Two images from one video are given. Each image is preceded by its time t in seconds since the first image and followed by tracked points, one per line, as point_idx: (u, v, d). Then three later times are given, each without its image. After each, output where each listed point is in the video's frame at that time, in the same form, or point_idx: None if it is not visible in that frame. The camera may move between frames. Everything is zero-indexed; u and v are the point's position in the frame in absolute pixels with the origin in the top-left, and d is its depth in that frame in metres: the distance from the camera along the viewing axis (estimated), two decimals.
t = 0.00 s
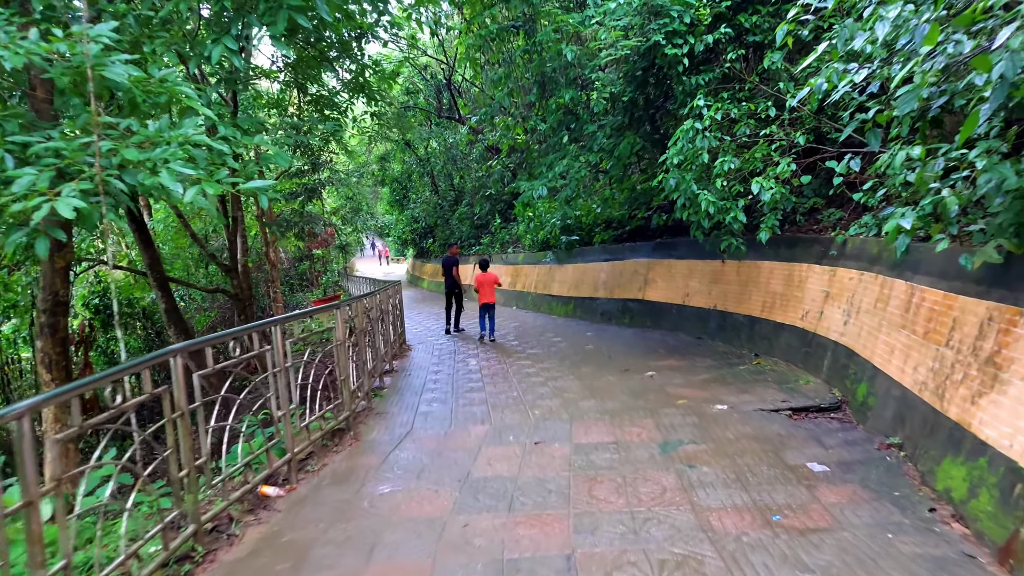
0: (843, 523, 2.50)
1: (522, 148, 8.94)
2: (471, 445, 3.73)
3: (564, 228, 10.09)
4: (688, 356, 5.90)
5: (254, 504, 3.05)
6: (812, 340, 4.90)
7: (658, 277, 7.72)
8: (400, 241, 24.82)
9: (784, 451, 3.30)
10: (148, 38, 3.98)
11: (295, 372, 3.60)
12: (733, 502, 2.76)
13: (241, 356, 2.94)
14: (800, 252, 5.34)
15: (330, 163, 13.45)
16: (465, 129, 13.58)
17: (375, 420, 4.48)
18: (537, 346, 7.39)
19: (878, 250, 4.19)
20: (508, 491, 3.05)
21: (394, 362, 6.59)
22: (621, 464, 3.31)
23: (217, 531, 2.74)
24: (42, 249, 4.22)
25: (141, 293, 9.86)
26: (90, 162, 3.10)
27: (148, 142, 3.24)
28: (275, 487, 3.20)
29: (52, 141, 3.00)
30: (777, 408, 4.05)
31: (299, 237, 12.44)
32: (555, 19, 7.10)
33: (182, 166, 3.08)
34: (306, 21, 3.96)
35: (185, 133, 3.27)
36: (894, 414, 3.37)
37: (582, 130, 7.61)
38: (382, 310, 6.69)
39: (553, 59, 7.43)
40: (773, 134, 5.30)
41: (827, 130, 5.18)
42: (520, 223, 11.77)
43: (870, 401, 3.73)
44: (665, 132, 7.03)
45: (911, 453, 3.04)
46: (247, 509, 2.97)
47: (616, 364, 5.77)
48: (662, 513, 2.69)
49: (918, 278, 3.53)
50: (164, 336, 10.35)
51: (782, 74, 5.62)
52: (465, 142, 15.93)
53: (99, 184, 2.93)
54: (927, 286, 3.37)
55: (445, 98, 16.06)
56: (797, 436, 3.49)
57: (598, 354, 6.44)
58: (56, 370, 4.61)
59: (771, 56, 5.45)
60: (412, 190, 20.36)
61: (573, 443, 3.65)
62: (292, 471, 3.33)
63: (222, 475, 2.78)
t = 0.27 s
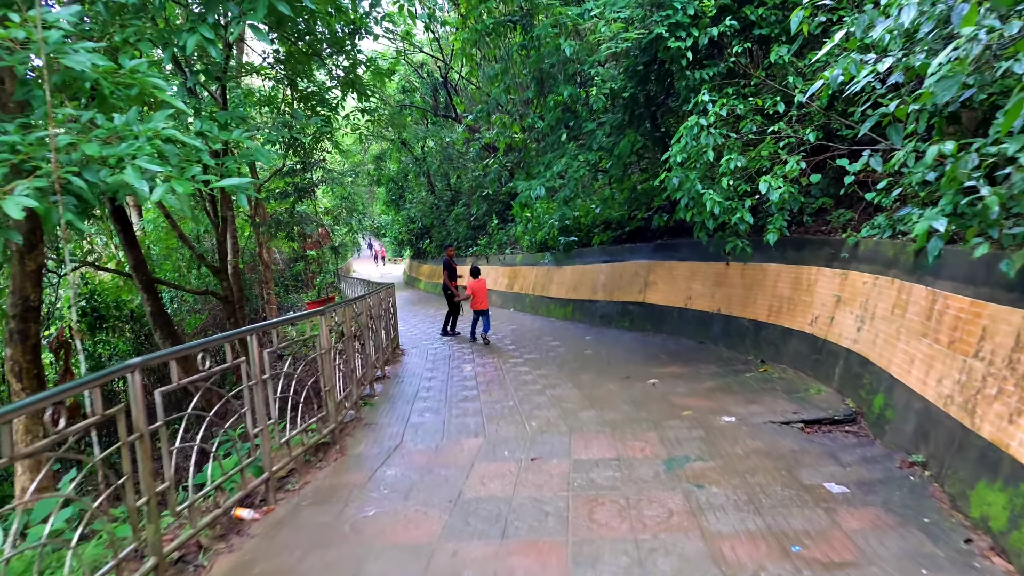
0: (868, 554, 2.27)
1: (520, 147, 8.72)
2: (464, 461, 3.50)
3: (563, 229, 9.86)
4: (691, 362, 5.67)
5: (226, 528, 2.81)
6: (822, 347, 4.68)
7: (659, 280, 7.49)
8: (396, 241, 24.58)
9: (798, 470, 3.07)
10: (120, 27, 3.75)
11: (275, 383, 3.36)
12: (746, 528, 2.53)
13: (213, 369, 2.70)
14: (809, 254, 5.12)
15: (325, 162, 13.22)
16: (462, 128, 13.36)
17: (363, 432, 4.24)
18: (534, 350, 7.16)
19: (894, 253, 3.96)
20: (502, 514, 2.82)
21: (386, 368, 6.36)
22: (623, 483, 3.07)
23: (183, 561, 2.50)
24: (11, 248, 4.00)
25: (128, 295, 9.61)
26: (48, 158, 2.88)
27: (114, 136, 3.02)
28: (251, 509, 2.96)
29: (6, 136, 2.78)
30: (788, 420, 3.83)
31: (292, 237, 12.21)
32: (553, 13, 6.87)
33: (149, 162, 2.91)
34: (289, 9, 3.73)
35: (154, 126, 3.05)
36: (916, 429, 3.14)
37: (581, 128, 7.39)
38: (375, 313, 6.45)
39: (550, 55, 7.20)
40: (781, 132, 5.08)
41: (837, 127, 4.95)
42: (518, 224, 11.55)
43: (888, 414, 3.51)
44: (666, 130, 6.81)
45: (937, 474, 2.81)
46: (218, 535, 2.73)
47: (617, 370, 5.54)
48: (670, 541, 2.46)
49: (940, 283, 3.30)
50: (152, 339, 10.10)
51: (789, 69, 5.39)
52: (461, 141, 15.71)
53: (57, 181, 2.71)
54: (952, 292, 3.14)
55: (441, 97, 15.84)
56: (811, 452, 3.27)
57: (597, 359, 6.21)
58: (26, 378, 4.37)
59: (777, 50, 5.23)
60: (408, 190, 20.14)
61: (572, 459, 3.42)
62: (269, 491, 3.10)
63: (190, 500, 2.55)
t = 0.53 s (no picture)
0: None
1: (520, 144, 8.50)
2: (462, 474, 3.28)
3: (563, 228, 9.64)
4: (699, 366, 5.45)
5: (203, 549, 2.59)
6: (838, 352, 4.46)
7: (663, 280, 7.28)
8: (394, 240, 24.35)
9: (822, 487, 2.85)
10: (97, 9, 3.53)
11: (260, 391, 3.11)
12: (772, 554, 2.31)
13: (189, 376, 2.46)
14: (823, 254, 4.90)
15: (321, 159, 12.99)
16: (460, 125, 13.15)
17: (355, 441, 4.02)
18: (535, 353, 6.94)
19: (917, 253, 3.75)
20: (504, 535, 2.60)
21: (382, 371, 6.13)
22: (633, 500, 2.85)
23: None
24: None
25: (118, 294, 9.37)
26: (12, 146, 2.67)
27: (85, 124, 2.81)
28: (232, 527, 2.73)
29: None
30: (806, 430, 3.61)
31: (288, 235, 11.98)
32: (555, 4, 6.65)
33: (122, 151, 2.69)
34: None
35: (129, 113, 2.84)
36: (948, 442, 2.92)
37: (583, 124, 7.18)
38: (370, 312, 6.21)
39: (552, 48, 6.99)
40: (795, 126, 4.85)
41: (853, 121, 4.73)
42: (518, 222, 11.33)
43: (914, 424, 3.29)
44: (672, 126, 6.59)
45: (976, 493, 2.59)
46: (193, 557, 2.51)
47: (621, 375, 5.33)
48: (688, 568, 2.24)
49: (972, 285, 3.09)
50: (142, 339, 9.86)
51: (802, 61, 5.17)
52: (460, 139, 15.50)
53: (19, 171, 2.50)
54: (986, 295, 2.92)
55: (440, 94, 15.61)
56: (834, 467, 3.05)
57: (600, 362, 5.99)
58: None
59: (789, 42, 4.99)
60: (405, 188, 19.91)
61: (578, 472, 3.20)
62: (253, 507, 2.87)
63: (162, 520, 2.32)
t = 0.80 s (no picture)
0: None
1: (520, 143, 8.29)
2: (463, 494, 3.06)
3: (564, 229, 9.43)
4: (707, 373, 5.24)
5: None
6: (856, 360, 4.26)
7: (667, 283, 7.06)
8: (390, 241, 24.11)
9: (853, 509, 2.64)
10: None
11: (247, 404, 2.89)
12: None
13: (165, 393, 2.23)
14: (838, 257, 4.70)
15: (316, 158, 12.76)
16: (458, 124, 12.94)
17: (349, 454, 3.79)
18: (536, 358, 6.73)
19: (944, 257, 3.54)
20: (510, 564, 2.38)
21: (377, 377, 5.91)
22: (649, 524, 2.63)
23: None
24: None
25: (107, 296, 9.12)
26: None
27: (55, 116, 2.60)
28: (213, 556, 2.51)
29: None
30: (829, 445, 3.39)
31: (282, 236, 11.75)
32: None
33: (93, 146, 2.48)
34: None
35: (104, 104, 2.63)
36: (989, 461, 2.70)
37: (586, 121, 6.97)
38: (366, 316, 5.98)
39: (554, 43, 6.78)
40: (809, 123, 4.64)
41: (870, 118, 4.52)
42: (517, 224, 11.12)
43: (944, 440, 3.08)
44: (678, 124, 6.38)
45: None
46: None
47: (627, 382, 5.11)
48: None
49: (1010, 291, 2.87)
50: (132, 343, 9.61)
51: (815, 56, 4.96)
52: (458, 138, 15.29)
53: None
54: None
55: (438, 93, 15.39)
56: (864, 487, 2.83)
57: (605, 368, 5.78)
58: None
59: (803, 36, 4.77)
60: (402, 189, 19.70)
61: (588, 491, 2.98)
62: (237, 533, 2.64)
63: (133, 553, 2.09)
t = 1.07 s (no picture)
0: None
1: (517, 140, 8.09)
2: (460, 513, 2.86)
3: (563, 229, 9.23)
4: (714, 379, 5.04)
5: None
6: (872, 365, 4.06)
7: (670, 284, 6.87)
8: (387, 241, 23.87)
9: (884, 531, 2.43)
10: None
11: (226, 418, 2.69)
12: None
13: (131, 411, 2.04)
14: (851, 257, 4.50)
15: (311, 158, 12.56)
16: (454, 122, 12.76)
17: (340, 468, 3.59)
18: (536, 361, 6.53)
19: (968, 257, 3.34)
20: None
21: (371, 383, 5.69)
22: (662, 547, 2.43)
23: None
24: None
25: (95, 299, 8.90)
26: None
27: (16, 108, 2.40)
28: None
29: None
30: (849, 457, 3.19)
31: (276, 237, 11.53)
32: None
33: (56, 140, 2.26)
34: None
35: (70, 96, 2.43)
36: None
37: (586, 118, 6.77)
38: (359, 321, 5.77)
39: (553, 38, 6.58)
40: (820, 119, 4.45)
41: (884, 113, 4.33)
42: (515, 223, 10.94)
43: (974, 452, 2.88)
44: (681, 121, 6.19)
45: None
46: None
47: (632, 388, 4.91)
48: None
49: None
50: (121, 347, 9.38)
51: (825, 48, 4.77)
52: (454, 137, 15.12)
53: None
54: None
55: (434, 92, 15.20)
56: (893, 506, 2.63)
57: (608, 373, 5.57)
58: None
59: (812, 27, 4.57)
60: (398, 189, 19.51)
61: (594, 510, 2.78)
62: (216, 560, 2.44)
63: None
